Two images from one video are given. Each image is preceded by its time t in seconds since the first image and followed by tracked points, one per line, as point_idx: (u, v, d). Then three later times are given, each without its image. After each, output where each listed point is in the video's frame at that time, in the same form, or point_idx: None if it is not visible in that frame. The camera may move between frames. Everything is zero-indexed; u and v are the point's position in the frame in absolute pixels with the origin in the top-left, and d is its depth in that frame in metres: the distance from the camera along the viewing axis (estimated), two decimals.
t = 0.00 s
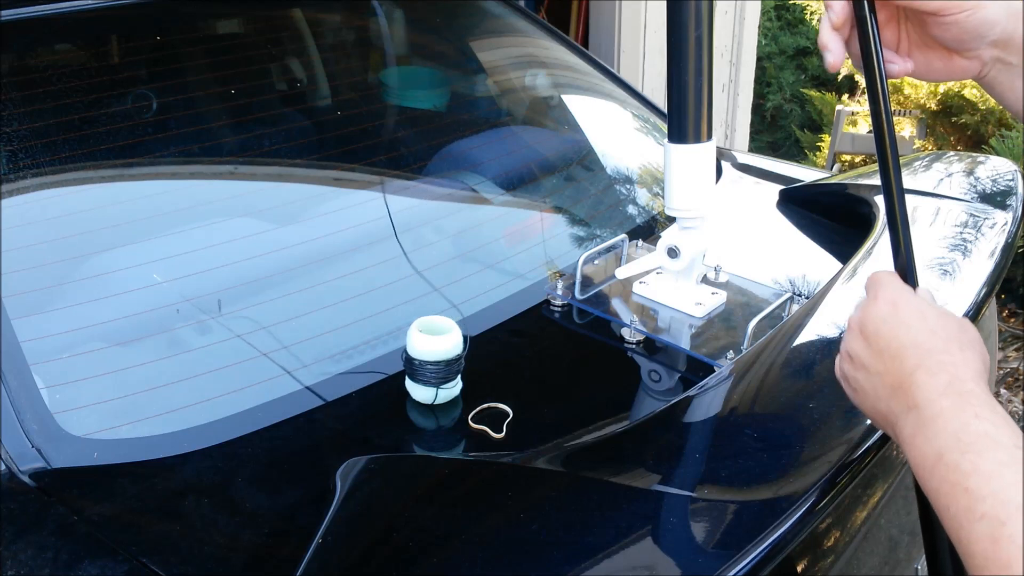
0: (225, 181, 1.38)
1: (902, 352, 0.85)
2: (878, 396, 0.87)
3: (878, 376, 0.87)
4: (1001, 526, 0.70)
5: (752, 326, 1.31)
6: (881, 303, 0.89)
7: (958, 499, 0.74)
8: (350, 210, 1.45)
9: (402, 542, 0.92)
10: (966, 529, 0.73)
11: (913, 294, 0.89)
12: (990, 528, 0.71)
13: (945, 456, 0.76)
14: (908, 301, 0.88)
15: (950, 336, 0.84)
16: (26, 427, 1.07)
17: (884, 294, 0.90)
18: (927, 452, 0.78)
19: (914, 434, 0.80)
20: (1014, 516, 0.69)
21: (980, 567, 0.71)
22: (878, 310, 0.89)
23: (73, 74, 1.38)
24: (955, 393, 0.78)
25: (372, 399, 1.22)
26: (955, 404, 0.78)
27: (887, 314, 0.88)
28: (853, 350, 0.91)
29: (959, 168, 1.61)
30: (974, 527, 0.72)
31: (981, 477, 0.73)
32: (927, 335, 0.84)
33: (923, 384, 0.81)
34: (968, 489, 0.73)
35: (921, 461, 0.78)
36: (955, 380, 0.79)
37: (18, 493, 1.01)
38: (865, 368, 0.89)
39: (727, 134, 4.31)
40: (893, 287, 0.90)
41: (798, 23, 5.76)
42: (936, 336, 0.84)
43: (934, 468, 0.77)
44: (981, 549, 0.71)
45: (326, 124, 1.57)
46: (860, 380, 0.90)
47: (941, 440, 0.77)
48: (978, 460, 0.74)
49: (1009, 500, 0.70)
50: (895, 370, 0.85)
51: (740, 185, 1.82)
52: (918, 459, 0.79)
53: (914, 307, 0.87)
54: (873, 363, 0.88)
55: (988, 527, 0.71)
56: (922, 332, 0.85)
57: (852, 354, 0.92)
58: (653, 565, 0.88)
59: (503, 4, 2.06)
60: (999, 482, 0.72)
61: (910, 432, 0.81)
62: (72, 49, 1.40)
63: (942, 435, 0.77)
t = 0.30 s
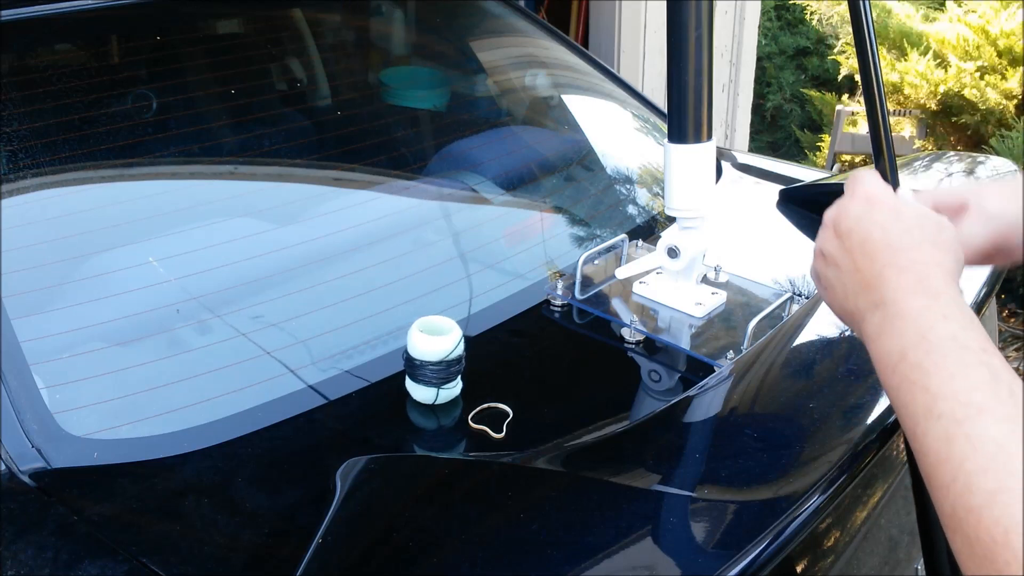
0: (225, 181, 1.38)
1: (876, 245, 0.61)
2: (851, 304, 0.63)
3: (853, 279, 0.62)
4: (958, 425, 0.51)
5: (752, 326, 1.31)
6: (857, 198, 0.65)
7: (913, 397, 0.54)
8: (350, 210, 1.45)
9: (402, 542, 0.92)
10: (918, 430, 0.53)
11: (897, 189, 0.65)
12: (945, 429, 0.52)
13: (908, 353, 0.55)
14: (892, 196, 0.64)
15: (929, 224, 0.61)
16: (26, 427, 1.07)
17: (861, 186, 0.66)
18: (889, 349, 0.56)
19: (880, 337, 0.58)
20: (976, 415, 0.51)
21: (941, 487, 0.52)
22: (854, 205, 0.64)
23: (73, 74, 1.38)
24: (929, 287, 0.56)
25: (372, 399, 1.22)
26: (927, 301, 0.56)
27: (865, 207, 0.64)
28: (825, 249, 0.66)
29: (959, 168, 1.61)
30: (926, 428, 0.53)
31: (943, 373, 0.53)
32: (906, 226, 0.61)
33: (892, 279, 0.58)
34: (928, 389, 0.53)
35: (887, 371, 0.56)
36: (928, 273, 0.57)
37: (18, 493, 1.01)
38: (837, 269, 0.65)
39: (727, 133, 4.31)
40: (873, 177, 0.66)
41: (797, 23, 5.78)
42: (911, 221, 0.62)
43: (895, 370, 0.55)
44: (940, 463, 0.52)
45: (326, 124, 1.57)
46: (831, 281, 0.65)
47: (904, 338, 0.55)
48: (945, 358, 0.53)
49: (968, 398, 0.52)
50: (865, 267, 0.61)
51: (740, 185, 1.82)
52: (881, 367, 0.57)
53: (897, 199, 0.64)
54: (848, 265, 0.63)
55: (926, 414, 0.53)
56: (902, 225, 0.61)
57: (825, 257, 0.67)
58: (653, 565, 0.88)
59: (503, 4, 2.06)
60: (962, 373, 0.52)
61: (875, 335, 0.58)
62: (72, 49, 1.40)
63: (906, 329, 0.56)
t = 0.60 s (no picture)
0: (225, 181, 1.38)
1: (870, 190, 0.61)
2: (846, 248, 0.63)
3: (847, 225, 0.62)
4: (949, 371, 0.52)
5: (752, 326, 1.31)
6: (851, 143, 0.65)
7: (907, 344, 0.55)
8: (349, 210, 1.45)
9: (402, 542, 0.92)
10: (907, 378, 0.54)
11: (889, 135, 0.66)
12: (936, 373, 0.53)
13: (901, 299, 0.55)
14: (884, 141, 0.64)
15: (921, 170, 0.61)
16: (26, 427, 1.07)
17: (857, 135, 0.66)
18: (882, 294, 0.57)
19: (875, 281, 0.58)
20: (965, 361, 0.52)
21: (933, 436, 0.53)
22: (849, 150, 0.65)
23: (73, 74, 1.38)
24: (920, 234, 0.57)
25: (372, 399, 1.22)
26: (920, 248, 0.56)
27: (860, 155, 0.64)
28: (820, 196, 0.67)
29: (959, 168, 1.61)
30: (918, 375, 0.54)
31: (935, 320, 0.54)
32: (899, 170, 0.61)
33: (887, 228, 0.58)
34: (924, 338, 0.54)
35: (880, 316, 0.57)
36: (924, 219, 0.57)
37: (18, 493, 1.01)
38: (832, 216, 0.65)
39: (727, 133, 4.31)
40: (868, 124, 0.67)
41: (797, 23, 5.86)
42: (910, 166, 0.62)
43: (888, 315, 0.56)
44: (925, 402, 0.53)
45: (326, 124, 1.57)
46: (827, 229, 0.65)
47: (898, 284, 0.56)
48: (938, 307, 0.54)
49: (958, 347, 0.52)
50: (860, 214, 0.61)
51: (740, 185, 1.82)
52: (873, 312, 0.57)
53: (890, 145, 0.64)
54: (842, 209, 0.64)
55: (929, 363, 0.53)
56: (893, 170, 0.61)
57: (819, 203, 0.68)
58: (653, 565, 0.88)
59: (503, 4, 2.06)
60: (953, 319, 0.53)
61: (869, 281, 0.59)
62: (72, 49, 1.40)
63: (900, 275, 0.56)
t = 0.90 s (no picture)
0: (224, 181, 1.38)
1: (915, 387, 0.80)
2: (894, 436, 0.84)
3: (897, 418, 0.82)
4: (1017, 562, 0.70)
5: (752, 326, 1.31)
6: (886, 339, 0.84)
7: (974, 533, 0.73)
8: (349, 210, 1.44)
9: (402, 542, 0.92)
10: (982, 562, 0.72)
11: (914, 322, 0.84)
12: (1007, 566, 0.70)
13: (960, 491, 0.74)
14: (913, 332, 0.82)
15: (958, 355, 0.79)
16: (26, 427, 1.07)
17: (887, 329, 0.85)
18: (943, 491, 0.75)
19: (931, 475, 0.77)
20: None
21: None
22: (883, 347, 0.84)
23: (72, 74, 1.38)
24: (961, 428, 0.75)
25: (372, 399, 1.22)
26: (965, 441, 0.74)
27: (894, 349, 0.83)
28: (866, 389, 0.86)
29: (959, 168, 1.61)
30: (990, 562, 0.71)
31: (997, 512, 0.71)
32: (932, 366, 0.79)
33: (932, 424, 0.77)
34: (984, 527, 0.72)
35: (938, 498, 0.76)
36: (964, 413, 0.75)
37: (18, 493, 1.01)
38: (879, 405, 0.85)
39: (727, 133, 4.31)
40: (894, 318, 0.85)
41: (797, 23, 5.78)
42: (948, 359, 0.79)
43: (948, 503, 0.75)
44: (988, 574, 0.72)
45: (326, 124, 1.57)
46: (876, 419, 0.86)
47: (955, 476, 0.74)
48: (992, 497, 0.72)
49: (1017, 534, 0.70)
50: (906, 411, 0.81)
51: (740, 185, 1.82)
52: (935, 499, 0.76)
53: (925, 338, 0.81)
54: (886, 401, 0.84)
55: (956, 522, 0.75)
56: (930, 364, 0.79)
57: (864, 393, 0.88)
58: (653, 565, 0.88)
59: (503, 4, 2.06)
60: (1011, 514, 0.71)
61: (928, 473, 0.78)
62: (72, 49, 1.40)
63: (959, 468, 0.74)
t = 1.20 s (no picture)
0: (224, 181, 1.38)
1: (907, 345, 0.81)
2: (883, 395, 0.84)
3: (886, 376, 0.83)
4: (999, 517, 0.69)
5: (752, 326, 1.31)
6: (881, 296, 0.86)
7: (958, 491, 0.72)
8: (350, 210, 1.44)
9: (402, 542, 0.92)
10: (963, 517, 0.71)
11: (915, 287, 0.85)
12: (989, 521, 0.69)
13: (947, 450, 0.74)
14: (911, 296, 0.84)
15: (956, 324, 0.81)
16: (26, 427, 1.07)
17: (884, 286, 0.86)
18: (929, 445, 0.75)
19: (918, 430, 0.78)
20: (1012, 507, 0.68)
21: (977, 558, 0.71)
22: (879, 302, 0.85)
23: (73, 74, 1.38)
24: (954, 388, 0.76)
25: (372, 399, 1.22)
26: (955, 400, 0.75)
27: (888, 306, 0.84)
28: (856, 344, 0.87)
29: (959, 168, 1.61)
30: (973, 518, 0.71)
31: (983, 471, 0.71)
32: (929, 329, 0.80)
33: (923, 380, 0.78)
34: (968, 482, 0.71)
35: (924, 455, 0.76)
36: (959, 373, 0.76)
37: (18, 493, 1.02)
38: (869, 360, 0.85)
39: (727, 133, 4.31)
40: (894, 280, 0.86)
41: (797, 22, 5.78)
42: (940, 329, 0.80)
43: (935, 461, 0.75)
44: (979, 541, 0.70)
45: (326, 124, 1.57)
46: (863, 376, 0.86)
47: (941, 435, 0.75)
48: (977, 454, 0.72)
49: (1004, 493, 0.69)
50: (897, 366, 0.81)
51: (740, 185, 1.82)
52: (920, 455, 0.76)
53: (915, 300, 0.83)
54: (874, 357, 0.84)
55: (941, 481, 0.74)
56: (925, 326, 0.81)
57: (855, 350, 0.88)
58: (653, 565, 0.88)
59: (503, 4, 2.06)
60: (998, 475, 0.70)
61: (914, 431, 0.78)
62: (72, 49, 1.40)
63: (947, 426, 0.74)
